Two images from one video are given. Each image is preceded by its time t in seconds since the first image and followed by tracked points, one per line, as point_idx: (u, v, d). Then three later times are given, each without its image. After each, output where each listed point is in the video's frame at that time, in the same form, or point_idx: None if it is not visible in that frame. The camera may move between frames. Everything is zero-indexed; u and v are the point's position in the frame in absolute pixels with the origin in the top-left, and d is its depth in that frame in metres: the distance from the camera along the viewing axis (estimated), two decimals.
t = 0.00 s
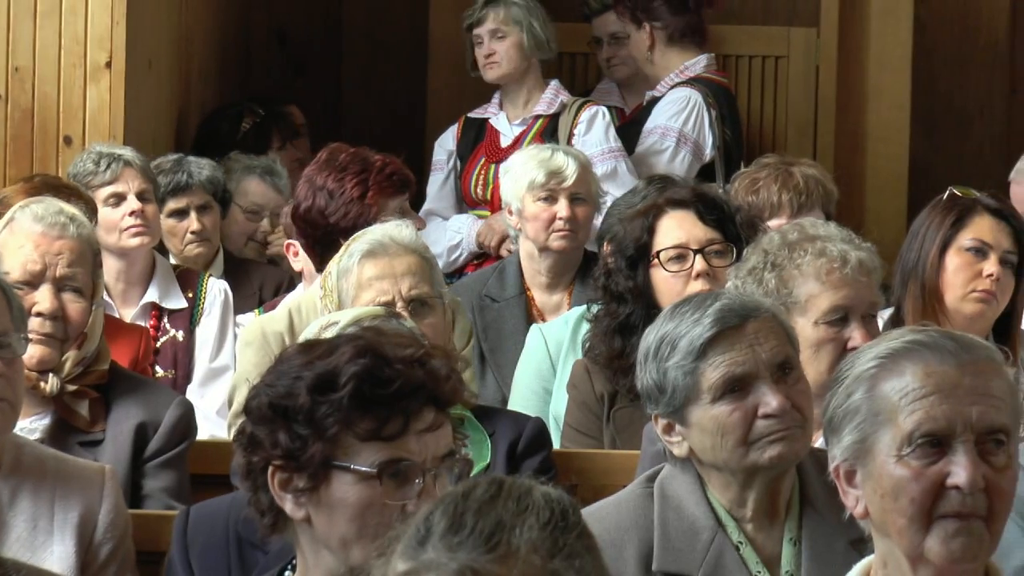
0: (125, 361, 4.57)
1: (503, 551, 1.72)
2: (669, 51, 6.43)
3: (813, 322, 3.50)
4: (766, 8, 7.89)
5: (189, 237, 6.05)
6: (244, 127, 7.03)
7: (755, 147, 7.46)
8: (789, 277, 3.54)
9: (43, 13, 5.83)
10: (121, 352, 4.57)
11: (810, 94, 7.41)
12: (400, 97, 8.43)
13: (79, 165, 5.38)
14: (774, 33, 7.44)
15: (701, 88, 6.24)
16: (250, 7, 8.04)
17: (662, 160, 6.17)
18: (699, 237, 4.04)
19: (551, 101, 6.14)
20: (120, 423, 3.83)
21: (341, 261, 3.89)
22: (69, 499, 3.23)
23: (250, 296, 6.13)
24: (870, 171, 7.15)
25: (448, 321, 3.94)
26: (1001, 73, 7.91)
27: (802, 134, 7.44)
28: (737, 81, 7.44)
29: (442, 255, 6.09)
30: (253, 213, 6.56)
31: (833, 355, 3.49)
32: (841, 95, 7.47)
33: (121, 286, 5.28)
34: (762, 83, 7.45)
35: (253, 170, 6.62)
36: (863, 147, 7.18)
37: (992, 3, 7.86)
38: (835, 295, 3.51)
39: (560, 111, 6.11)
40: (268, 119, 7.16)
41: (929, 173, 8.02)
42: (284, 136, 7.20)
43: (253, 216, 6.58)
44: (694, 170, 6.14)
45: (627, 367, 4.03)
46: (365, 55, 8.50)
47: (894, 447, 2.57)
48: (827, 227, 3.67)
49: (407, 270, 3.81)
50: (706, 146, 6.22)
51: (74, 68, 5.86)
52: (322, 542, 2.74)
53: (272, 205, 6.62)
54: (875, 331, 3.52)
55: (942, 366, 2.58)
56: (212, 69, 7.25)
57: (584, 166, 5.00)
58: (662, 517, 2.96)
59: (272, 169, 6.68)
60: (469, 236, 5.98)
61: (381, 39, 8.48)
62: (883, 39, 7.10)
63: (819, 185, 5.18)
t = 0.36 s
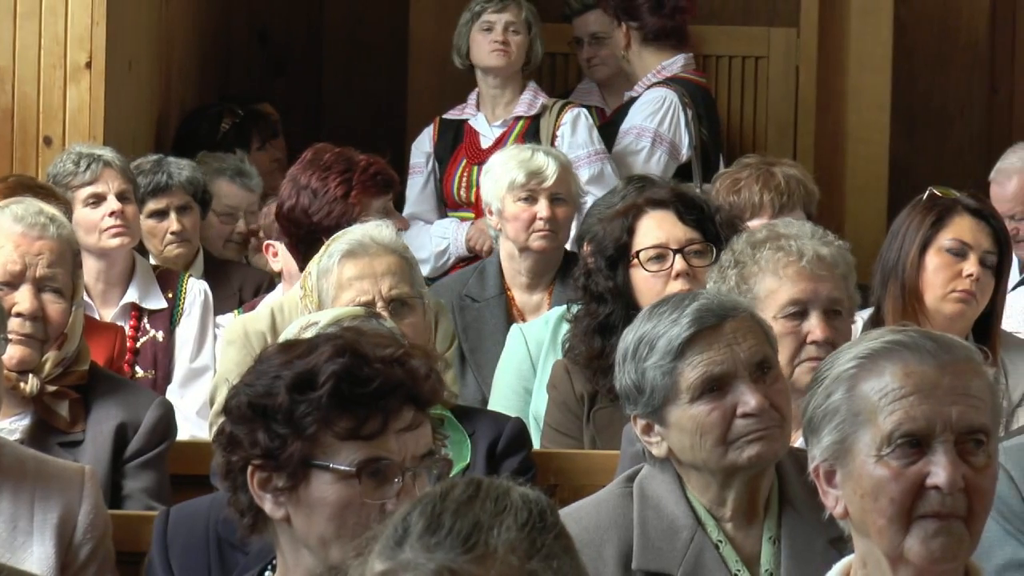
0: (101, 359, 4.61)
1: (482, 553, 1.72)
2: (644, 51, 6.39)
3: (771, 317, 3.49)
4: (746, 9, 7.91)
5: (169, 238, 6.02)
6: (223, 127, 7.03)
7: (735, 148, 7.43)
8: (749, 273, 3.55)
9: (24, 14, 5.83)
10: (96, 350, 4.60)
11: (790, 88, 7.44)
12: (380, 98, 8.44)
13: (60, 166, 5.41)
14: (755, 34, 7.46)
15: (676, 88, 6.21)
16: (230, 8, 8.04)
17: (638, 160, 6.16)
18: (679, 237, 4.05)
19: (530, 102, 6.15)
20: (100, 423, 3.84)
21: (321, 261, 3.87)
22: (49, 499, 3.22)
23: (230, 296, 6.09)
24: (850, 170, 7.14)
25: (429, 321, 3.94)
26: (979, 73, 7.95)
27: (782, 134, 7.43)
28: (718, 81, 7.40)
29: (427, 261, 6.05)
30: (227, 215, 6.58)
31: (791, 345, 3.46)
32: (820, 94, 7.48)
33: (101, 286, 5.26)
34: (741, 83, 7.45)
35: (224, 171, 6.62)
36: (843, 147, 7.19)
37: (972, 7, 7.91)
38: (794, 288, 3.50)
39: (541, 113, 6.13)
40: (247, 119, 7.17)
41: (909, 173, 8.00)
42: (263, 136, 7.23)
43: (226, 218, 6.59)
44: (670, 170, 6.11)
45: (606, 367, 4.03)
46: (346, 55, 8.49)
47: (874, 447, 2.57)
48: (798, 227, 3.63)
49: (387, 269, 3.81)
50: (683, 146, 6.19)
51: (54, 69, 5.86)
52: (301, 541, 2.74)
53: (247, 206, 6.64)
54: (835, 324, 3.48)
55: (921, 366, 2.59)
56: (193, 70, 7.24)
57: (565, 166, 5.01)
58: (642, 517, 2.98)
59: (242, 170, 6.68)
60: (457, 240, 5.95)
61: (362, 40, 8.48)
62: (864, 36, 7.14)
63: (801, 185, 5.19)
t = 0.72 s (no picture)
0: (77, 358, 4.60)
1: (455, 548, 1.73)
2: (621, 50, 6.48)
3: (743, 313, 3.43)
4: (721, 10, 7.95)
5: (145, 237, 6.03)
6: (199, 127, 7.02)
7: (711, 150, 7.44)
8: (720, 271, 3.51)
9: None
10: (73, 349, 4.60)
11: (764, 91, 7.49)
12: (357, 101, 8.46)
13: (37, 166, 5.41)
14: (732, 33, 7.49)
15: (650, 87, 6.23)
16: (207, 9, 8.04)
17: (611, 159, 6.14)
18: (655, 237, 4.05)
19: (510, 103, 6.14)
20: (77, 422, 3.84)
21: (298, 260, 3.88)
22: (26, 499, 3.22)
23: (206, 295, 6.03)
24: (826, 170, 7.16)
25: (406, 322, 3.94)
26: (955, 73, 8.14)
27: (758, 136, 7.50)
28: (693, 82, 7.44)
29: (404, 258, 6.09)
30: (208, 217, 6.59)
31: (762, 343, 3.41)
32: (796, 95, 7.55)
33: (78, 285, 5.24)
34: (716, 83, 7.47)
35: (204, 173, 6.62)
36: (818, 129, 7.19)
37: (947, 15, 8.15)
38: (765, 284, 3.45)
39: (520, 113, 6.12)
40: (223, 119, 7.16)
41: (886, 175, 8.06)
42: (239, 136, 7.19)
43: (207, 217, 6.60)
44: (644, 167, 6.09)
45: (583, 367, 4.03)
46: (323, 57, 8.50)
47: (850, 446, 2.58)
48: (770, 226, 3.60)
49: (364, 269, 3.80)
50: (656, 145, 6.17)
51: (30, 69, 5.89)
52: (278, 540, 2.74)
53: (228, 207, 6.63)
54: (806, 321, 3.43)
55: (897, 365, 2.59)
56: (169, 71, 7.25)
57: (541, 166, 5.02)
58: (618, 514, 2.99)
59: (222, 170, 6.68)
60: (433, 238, 5.98)
61: (340, 42, 8.49)
62: (842, 38, 7.18)
63: (778, 186, 5.19)
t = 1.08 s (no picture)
0: (57, 356, 4.59)
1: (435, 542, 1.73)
2: (601, 48, 6.39)
3: (722, 311, 3.42)
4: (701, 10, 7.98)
5: (125, 235, 6.00)
6: (179, 124, 7.03)
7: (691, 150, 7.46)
8: (699, 269, 3.50)
9: None
10: (52, 347, 4.59)
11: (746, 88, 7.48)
12: (337, 101, 8.49)
13: (16, 164, 5.41)
14: (710, 32, 7.49)
15: (634, 85, 6.21)
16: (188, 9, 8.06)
17: (598, 156, 6.16)
18: (636, 235, 4.05)
19: (493, 101, 6.14)
20: (56, 421, 3.85)
21: (278, 258, 3.88)
22: (5, 497, 3.22)
23: (185, 293, 6.06)
24: (806, 171, 7.20)
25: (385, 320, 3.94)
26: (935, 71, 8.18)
27: (740, 135, 7.50)
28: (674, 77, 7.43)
29: (385, 255, 6.08)
30: (186, 214, 6.59)
31: (741, 341, 3.40)
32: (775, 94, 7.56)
33: (58, 283, 5.24)
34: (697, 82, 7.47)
35: (182, 170, 6.64)
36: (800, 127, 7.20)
37: (927, 19, 8.22)
38: (744, 281, 3.45)
39: (503, 111, 6.12)
40: (203, 117, 7.17)
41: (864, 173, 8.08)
42: (220, 134, 7.24)
43: (186, 216, 6.60)
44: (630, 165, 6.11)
45: (562, 364, 4.03)
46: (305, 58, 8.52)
47: (829, 444, 2.58)
48: (749, 223, 3.60)
49: (343, 267, 3.80)
50: (643, 141, 6.20)
51: (9, 66, 5.89)
52: (253, 535, 2.76)
53: (206, 206, 6.65)
54: (785, 319, 3.42)
55: (876, 363, 2.60)
56: (150, 71, 7.28)
57: (521, 164, 5.01)
58: (597, 512, 3.00)
59: (201, 169, 6.69)
60: (413, 236, 5.97)
61: (322, 42, 8.52)
62: (820, 40, 7.18)
63: (756, 184, 5.19)
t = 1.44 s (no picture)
0: (31, 355, 4.58)
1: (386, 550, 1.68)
2: (575, 47, 6.41)
3: (696, 309, 3.41)
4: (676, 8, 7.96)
5: (99, 235, 6.00)
6: (153, 124, 7.02)
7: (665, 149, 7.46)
8: (673, 267, 3.50)
9: None
10: (27, 346, 4.58)
11: (719, 88, 7.47)
12: (311, 97, 8.46)
13: None
14: (684, 30, 7.49)
15: (610, 83, 6.21)
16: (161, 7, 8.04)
17: (576, 155, 6.14)
18: (610, 233, 4.06)
19: (466, 99, 6.13)
20: (30, 420, 3.86)
21: (252, 256, 3.87)
22: None
23: (160, 292, 6.03)
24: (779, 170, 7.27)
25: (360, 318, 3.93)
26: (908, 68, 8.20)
27: (712, 133, 7.47)
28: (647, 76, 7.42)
29: (361, 255, 6.07)
30: (168, 218, 6.55)
31: (716, 338, 3.39)
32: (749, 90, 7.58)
33: (32, 282, 5.29)
34: (669, 78, 7.47)
35: (165, 174, 6.61)
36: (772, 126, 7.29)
37: (901, 23, 8.25)
38: (718, 280, 3.45)
39: (476, 110, 6.11)
40: (177, 116, 7.16)
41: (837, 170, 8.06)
42: (194, 133, 7.22)
43: (168, 219, 6.56)
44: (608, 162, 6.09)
45: (537, 362, 4.02)
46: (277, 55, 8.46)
47: (804, 443, 2.58)
48: (722, 222, 3.60)
49: (317, 265, 3.80)
50: (620, 140, 6.18)
51: None
52: (224, 530, 2.83)
53: (186, 207, 6.59)
54: (760, 317, 3.42)
55: (851, 362, 2.60)
56: (124, 68, 7.27)
57: (495, 163, 5.00)
58: (572, 512, 2.99)
59: (185, 173, 6.67)
60: (390, 235, 5.95)
61: (294, 39, 8.46)
62: (791, 40, 7.22)
63: (730, 182, 5.19)
